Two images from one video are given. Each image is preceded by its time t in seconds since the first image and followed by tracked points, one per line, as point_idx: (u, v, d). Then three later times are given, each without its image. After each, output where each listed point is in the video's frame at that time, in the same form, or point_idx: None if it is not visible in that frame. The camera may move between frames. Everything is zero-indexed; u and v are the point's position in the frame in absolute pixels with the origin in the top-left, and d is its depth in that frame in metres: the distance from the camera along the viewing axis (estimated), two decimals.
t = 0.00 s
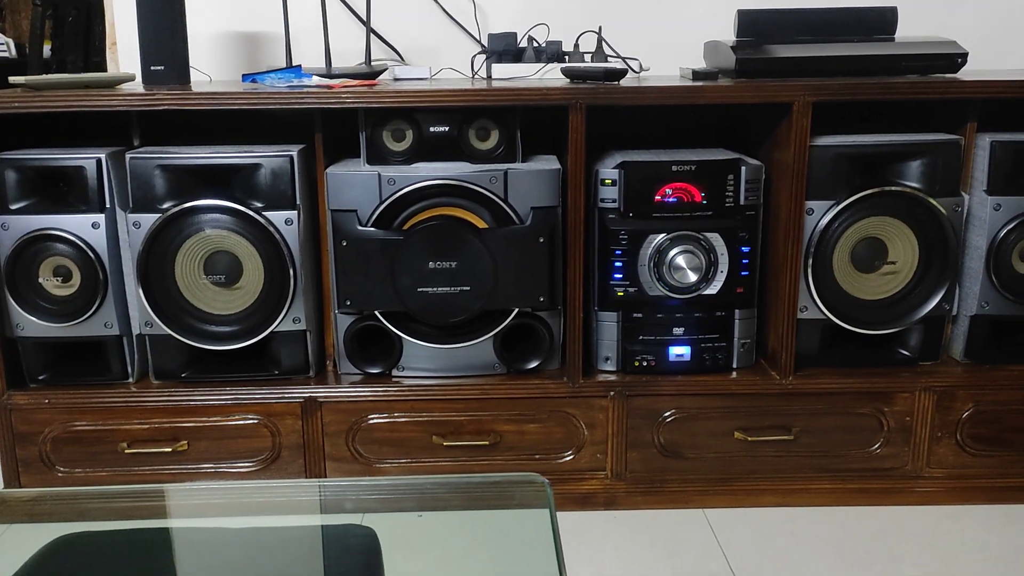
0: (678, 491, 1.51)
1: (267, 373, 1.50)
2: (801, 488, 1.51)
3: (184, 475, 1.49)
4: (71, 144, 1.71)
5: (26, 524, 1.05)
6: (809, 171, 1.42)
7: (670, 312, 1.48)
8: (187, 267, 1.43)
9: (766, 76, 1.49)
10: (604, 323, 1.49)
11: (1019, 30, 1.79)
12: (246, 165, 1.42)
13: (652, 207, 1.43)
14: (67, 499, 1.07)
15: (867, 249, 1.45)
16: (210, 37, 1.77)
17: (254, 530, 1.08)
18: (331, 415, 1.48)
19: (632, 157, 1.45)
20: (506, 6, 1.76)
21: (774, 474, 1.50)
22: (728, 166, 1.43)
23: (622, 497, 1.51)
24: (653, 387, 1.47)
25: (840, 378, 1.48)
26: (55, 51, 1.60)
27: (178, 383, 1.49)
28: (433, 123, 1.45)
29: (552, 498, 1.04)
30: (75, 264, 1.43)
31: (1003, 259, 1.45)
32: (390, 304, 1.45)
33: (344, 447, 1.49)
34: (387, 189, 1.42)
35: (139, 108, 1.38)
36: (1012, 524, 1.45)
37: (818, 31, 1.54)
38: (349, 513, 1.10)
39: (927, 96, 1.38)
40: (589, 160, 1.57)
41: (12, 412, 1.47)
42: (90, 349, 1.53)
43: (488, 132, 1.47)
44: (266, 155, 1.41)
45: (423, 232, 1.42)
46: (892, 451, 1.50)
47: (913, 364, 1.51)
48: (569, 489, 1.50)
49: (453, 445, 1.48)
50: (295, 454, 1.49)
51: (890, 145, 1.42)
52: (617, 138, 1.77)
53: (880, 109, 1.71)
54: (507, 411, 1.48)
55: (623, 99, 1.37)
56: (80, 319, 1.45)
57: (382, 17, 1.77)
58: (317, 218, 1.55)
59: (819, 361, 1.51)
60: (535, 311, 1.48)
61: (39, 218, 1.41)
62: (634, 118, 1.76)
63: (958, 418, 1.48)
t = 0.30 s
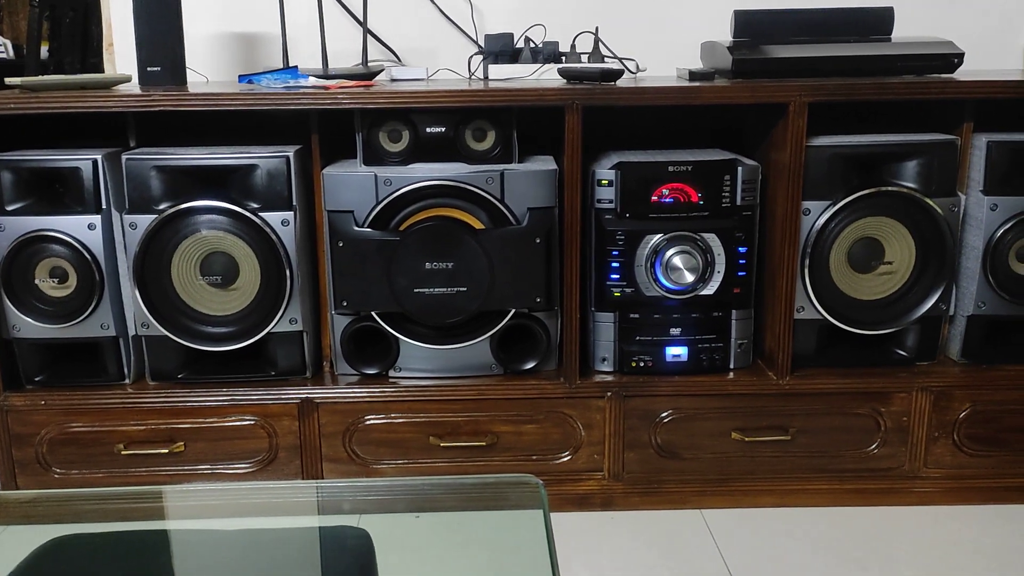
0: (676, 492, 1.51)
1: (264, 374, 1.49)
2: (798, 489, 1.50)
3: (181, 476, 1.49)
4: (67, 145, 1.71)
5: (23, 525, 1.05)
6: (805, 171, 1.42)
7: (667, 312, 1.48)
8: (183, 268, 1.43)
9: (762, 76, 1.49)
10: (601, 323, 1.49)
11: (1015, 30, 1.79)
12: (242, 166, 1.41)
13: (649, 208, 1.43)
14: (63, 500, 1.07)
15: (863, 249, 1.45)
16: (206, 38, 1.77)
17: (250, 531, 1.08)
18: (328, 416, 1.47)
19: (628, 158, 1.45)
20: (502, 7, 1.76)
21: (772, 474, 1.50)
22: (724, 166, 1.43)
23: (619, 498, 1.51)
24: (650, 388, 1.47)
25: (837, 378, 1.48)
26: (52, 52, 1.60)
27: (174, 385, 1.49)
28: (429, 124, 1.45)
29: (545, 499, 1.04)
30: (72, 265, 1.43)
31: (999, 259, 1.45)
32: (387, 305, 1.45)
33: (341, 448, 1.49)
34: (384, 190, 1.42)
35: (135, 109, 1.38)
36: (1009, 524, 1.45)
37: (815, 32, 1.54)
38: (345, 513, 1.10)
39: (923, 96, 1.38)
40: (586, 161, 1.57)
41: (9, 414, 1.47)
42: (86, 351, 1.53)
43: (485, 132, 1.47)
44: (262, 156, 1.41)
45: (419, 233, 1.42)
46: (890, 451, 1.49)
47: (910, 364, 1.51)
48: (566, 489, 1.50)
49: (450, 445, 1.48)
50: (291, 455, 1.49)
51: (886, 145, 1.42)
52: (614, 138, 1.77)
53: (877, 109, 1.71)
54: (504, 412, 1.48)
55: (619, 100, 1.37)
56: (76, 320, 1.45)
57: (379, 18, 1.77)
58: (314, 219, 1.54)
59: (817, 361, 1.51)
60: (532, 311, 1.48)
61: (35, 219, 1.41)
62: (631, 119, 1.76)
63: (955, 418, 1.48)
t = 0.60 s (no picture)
0: (677, 492, 1.51)
1: (264, 375, 1.49)
2: (799, 488, 1.50)
3: (181, 476, 1.49)
4: (67, 146, 1.71)
5: (23, 526, 1.05)
6: (805, 171, 1.42)
7: (667, 312, 1.47)
8: (183, 268, 1.43)
9: (763, 76, 1.49)
10: (601, 323, 1.49)
11: (1015, 30, 1.79)
12: (242, 166, 1.41)
13: (649, 208, 1.43)
14: (63, 501, 1.07)
15: (864, 249, 1.45)
16: (206, 38, 1.77)
17: (251, 532, 1.08)
18: (329, 416, 1.47)
19: (629, 158, 1.45)
20: (502, 6, 1.76)
21: (772, 474, 1.50)
22: (725, 166, 1.43)
23: (619, 498, 1.51)
24: (651, 388, 1.47)
25: (838, 378, 1.48)
26: (52, 52, 1.60)
27: (174, 385, 1.49)
28: (429, 124, 1.45)
29: (545, 499, 1.03)
30: (71, 265, 1.42)
31: (1000, 259, 1.45)
32: (387, 305, 1.45)
33: (341, 448, 1.49)
34: (384, 190, 1.42)
35: (134, 109, 1.38)
36: (1009, 524, 1.45)
37: (815, 31, 1.54)
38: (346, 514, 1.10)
39: (923, 95, 1.38)
40: (586, 161, 1.57)
41: (8, 414, 1.47)
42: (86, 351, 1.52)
43: (485, 132, 1.47)
44: (261, 156, 1.41)
45: (420, 233, 1.42)
46: (891, 450, 1.49)
47: (911, 363, 1.51)
48: (567, 489, 1.50)
49: (450, 445, 1.48)
50: (292, 455, 1.49)
51: (886, 145, 1.42)
52: (614, 138, 1.76)
53: (877, 108, 1.71)
54: (505, 412, 1.48)
55: (620, 100, 1.37)
56: (76, 321, 1.44)
57: (379, 18, 1.77)
58: (314, 219, 1.54)
59: (817, 361, 1.51)
60: (532, 312, 1.48)
61: (35, 219, 1.41)
62: (631, 118, 1.75)
63: (955, 417, 1.48)
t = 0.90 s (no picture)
0: (678, 491, 1.51)
1: (265, 374, 1.49)
2: (800, 488, 1.50)
3: (182, 476, 1.49)
4: (69, 146, 1.71)
5: (24, 525, 1.05)
6: (806, 170, 1.42)
7: (668, 311, 1.47)
8: (184, 267, 1.43)
9: (763, 75, 1.49)
10: (602, 323, 1.49)
11: (1016, 28, 1.79)
12: (243, 166, 1.41)
13: (650, 207, 1.43)
14: (65, 499, 1.07)
15: (865, 248, 1.45)
16: (207, 38, 1.77)
17: (252, 531, 1.08)
18: (330, 415, 1.47)
19: (629, 157, 1.45)
20: (503, 6, 1.76)
21: (773, 473, 1.50)
22: (725, 165, 1.43)
23: (621, 497, 1.51)
24: (652, 387, 1.47)
25: (839, 377, 1.48)
26: (53, 52, 1.60)
27: (175, 384, 1.49)
28: (430, 123, 1.45)
29: (545, 497, 1.04)
30: (73, 265, 1.43)
31: (1001, 258, 1.45)
32: (388, 305, 1.45)
33: (343, 448, 1.49)
34: (385, 189, 1.42)
35: (135, 108, 1.38)
36: (1010, 523, 1.45)
37: (816, 30, 1.54)
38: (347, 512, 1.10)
39: (924, 95, 1.38)
40: (586, 160, 1.57)
41: (10, 414, 1.47)
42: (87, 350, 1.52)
43: (486, 131, 1.47)
44: (262, 156, 1.41)
45: (421, 232, 1.42)
46: (892, 450, 1.49)
47: (912, 362, 1.51)
48: (568, 488, 1.50)
49: (451, 445, 1.48)
50: (293, 454, 1.49)
51: (887, 144, 1.42)
52: (615, 137, 1.77)
53: (878, 108, 1.71)
54: (505, 411, 1.48)
55: (620, 99, 1.37)
56: (77, 320, 1.45)
57: (380, 17, 1.77)
58: (315, 219, 1.55)
59: (818, 360, 1.51)
60: (533, 311, 1.48)
61: (36, 219, 1.41)
62: (632, 118, 1.76)
63: (956, 416, 1.48)
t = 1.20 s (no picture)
0: (679, 490, 1.51)
1: (267, 372, 1.50)
2: (802, 487, 1.50)
3: (184, 474, 1.49)
4: (72, 145, 1.72)
5: (27, 523, 1.05)
6: (808, 169, 1.42)
7: (670, 310, 1.47)
8: (186, 266, 1.43)
9: (765, 73, 1.49)
10: (603, 321, 1.48)
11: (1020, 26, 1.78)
12: (244, 165, 1.42)
13: (652, 206, 1.43)
14: (67, 497, 1.07)
15: (867, 247, 1.45)
16: (209, 37, 1.77)
17: (253, 530, 1.08)
18: (331, 414, 1.47)
19: (631, 156, 1.44)
20: (505, 5, 1.76)
21: (775, 472, 1.50)
22: (728, 164, 1.43)
23: (622, 496, 1.51)
24: (654, 385, 1.47)
25: (841, 376, 1.47)
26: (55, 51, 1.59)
27: (178, 383, 1.49)
28: (432, 122, 1.45)
29: (545, 497, 1.03)
30: (75, 264, 1.43)
31: (1004, 256, 1.44)
32: (390, 303, 1.45)
33: (345, 446, 1.49)
34: (387, 188, 1.42)
35: (137, 107, 1.38)
36: (1013, 522, 1.45)
37: (818, 28, 1.54)
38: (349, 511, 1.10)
39: (927, 93, 1.38)
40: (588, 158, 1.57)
41: (13, 412, 1.47)
42: (89, 348, 1.53)
43: (488, 130, 1.47)
44: (264, 155, 1.41)
45: (422, 231, 1.42)
46: (894, 449, 1.49)
47: (914, 361, 1.50)
48: (569, 487, 1.50)
49: (453, 443, 1.48)
50: (295, 453, 1.49)
51: (890, 142, 1.42)
52: (617, 136, 1.76)
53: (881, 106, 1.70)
54: (507, 410, 1.48)
55: (622, 98, 1.37)
56: (80, 319, 1.45)
57: (382, 16, 1.77)
58: (317, 217, 1.55)
59: (820, 359, 1.51)
60: (535, 310, 1.48)
61: (39, 218, 1.41)
62: (634, 116, 1.75)
63: (959, 415, 1.48)
